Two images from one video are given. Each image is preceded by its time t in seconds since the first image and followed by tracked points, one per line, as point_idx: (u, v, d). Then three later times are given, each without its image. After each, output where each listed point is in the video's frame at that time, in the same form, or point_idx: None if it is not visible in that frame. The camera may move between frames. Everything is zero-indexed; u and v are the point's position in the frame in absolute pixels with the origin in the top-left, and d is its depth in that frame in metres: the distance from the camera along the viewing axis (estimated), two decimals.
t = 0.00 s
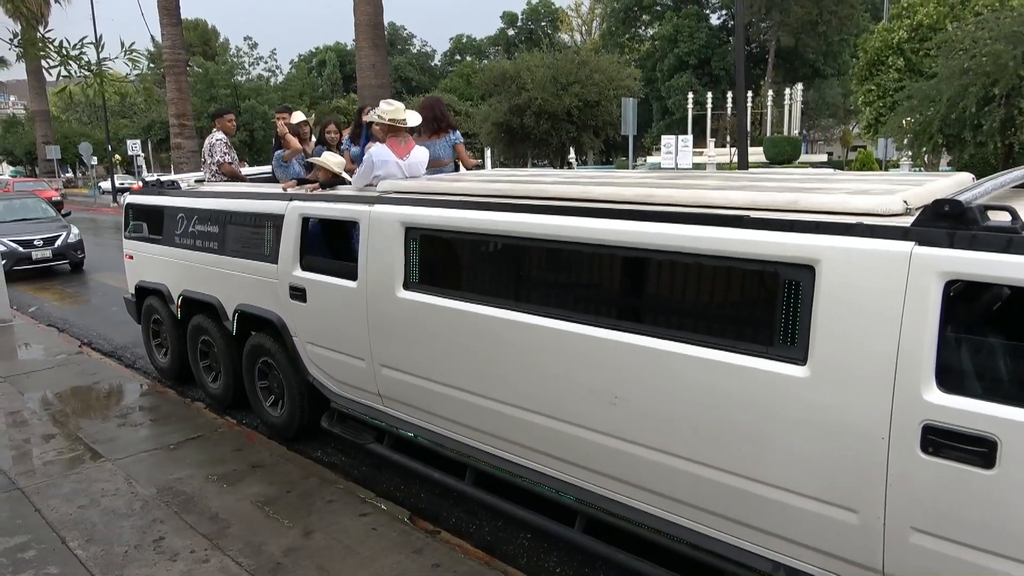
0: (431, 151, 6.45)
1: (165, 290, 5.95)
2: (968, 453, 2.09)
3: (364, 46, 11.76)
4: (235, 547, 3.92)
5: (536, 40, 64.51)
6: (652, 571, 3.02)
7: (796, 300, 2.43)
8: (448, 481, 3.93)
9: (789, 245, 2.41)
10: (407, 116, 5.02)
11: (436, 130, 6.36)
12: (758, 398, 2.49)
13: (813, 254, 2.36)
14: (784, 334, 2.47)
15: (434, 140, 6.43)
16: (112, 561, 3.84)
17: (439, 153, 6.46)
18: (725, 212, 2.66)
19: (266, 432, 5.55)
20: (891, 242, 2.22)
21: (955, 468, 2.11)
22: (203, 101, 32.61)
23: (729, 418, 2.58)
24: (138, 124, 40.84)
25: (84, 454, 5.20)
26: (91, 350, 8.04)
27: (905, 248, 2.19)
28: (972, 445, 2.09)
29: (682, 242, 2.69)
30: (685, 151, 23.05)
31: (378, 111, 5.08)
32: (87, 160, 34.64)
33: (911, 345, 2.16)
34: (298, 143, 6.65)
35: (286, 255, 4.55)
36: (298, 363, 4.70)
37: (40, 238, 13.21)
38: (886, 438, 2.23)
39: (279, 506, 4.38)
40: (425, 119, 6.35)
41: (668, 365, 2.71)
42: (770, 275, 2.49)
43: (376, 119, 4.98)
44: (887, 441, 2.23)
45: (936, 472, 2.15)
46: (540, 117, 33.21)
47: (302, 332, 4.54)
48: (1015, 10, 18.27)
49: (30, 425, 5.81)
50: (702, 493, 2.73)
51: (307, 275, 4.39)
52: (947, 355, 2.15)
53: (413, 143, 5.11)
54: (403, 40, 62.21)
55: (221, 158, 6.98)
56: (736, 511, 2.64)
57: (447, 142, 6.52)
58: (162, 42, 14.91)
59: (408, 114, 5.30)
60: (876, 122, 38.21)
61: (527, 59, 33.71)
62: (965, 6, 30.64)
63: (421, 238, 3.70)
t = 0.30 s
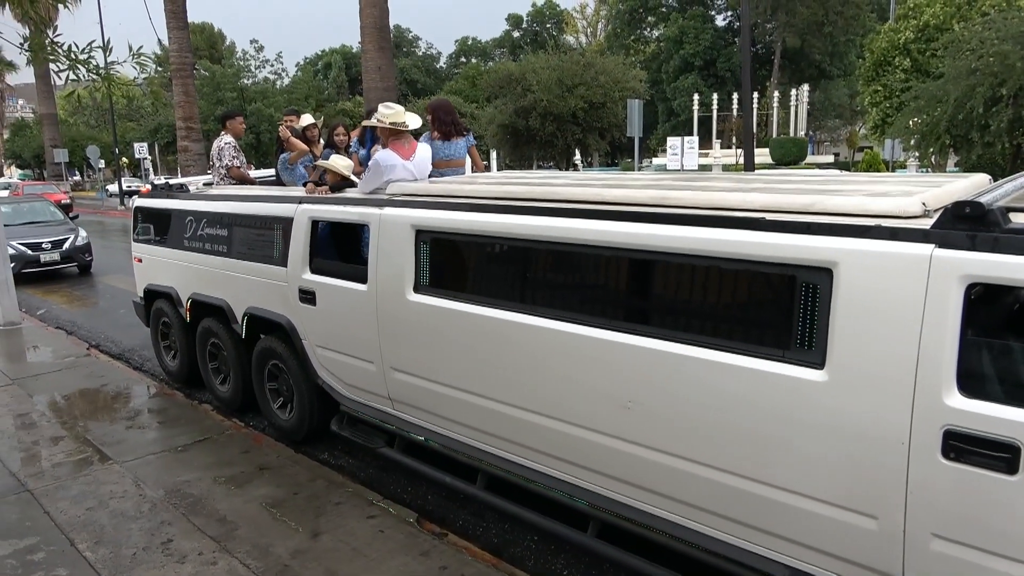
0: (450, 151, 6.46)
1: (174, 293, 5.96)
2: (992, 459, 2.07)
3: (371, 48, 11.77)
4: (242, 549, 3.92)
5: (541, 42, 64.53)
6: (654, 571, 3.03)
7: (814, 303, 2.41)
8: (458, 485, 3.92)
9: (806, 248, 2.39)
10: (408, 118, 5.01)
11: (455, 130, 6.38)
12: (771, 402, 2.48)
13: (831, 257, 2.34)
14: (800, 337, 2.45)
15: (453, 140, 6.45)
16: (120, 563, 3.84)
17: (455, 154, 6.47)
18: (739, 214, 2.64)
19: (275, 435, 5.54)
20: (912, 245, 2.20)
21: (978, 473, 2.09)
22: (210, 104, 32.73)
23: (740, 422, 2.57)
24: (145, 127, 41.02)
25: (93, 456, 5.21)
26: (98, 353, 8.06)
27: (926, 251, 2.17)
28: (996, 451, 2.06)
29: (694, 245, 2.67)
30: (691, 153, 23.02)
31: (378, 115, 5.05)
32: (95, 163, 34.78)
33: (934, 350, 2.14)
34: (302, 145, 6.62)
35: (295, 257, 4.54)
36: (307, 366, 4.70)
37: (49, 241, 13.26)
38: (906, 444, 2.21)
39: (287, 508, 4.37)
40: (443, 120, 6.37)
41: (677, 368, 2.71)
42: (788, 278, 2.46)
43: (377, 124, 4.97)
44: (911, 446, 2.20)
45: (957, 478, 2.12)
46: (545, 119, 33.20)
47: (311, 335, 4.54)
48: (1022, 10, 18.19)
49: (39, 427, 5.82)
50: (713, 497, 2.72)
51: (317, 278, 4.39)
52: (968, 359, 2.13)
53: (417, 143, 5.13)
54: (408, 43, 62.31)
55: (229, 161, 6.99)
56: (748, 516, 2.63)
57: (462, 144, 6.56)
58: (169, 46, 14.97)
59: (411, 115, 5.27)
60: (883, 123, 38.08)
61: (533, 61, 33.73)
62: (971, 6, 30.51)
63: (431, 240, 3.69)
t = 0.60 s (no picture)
0: (464, 155, 6.50)
1: (186, 296, 5.99)
2: (1021, 468, 2.05)
3: (379, 51, 11.79)
4: (251, 551, 3.93)
5: (549, 44, 64.59)
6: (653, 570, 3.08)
7: (838, 308, 2.39)
8: (471, 489, 3.93)
9: (826, 252, 2.38)
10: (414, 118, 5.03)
11: (470, 135, 6.43)
12: (787, 407, 2.48)
13: (855, 261, 2.32)
14: (821, 343, 2.44)
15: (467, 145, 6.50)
16: (129, 563, 3.86)
17: (468, 159, 6.51)
18: (757, 218, 2.64)
19: (286, 438, 5.56)
20: (939, 249, 2.18)
21: (1006, 482, 2.07)
22: (219, 107, 32.92)
23: (752, 426, 2.58)
24: (155, 129, 41.29)
25: (103, 457, 5.24)
26: (109, 355, 8.10)
27: (955, 255, 2.15)
28: None
29: (708, 249, 2.67)
30: (699, 155, 22.96)
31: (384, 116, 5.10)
32: (106, 166, 35.04)
33: (961, 355, 2.11)
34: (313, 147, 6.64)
35: (309, 260, 4.56)
36: (320, 370, 4.71)
37: (60, 243, 13.35)
38: (933, 451, 2.19)
39: (295, 510, 4.38)
40: (459, 125, 6.42)
41: (688, 372, 2.72)
42: (811, 283, 2.45)
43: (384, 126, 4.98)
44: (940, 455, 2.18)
45: (984, 486, 2.10)
46: (553, 122, 33.21)
47: (324, 338, 4.55)
48: None
49: (50, 428, 5.85)
50: (727, 502, 2.72)
51: (329, 282, 4.40)
52: (997, 366, 2.10)
53: (425, 142, 5.15)
54: (417, 46, 62.45)
55: (243, 165, 7.02)
56: (763, 521, 2.64)
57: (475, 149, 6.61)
58: (179, 49, 15.05)
59: (418, 116, 5.28)
60: (893, 125, 37.89)
61: (541, 64, 33.74)
62: (982, 8, 30.36)
63: (446, 244, 3.69)
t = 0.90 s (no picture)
0: (483, 157, 6.48)
1: (197, 297, 6.02)
2: None
3: (388, 54, 11.82)
4: (258, 552, 3.94)
5: (557, 47, 64.63)
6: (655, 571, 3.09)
7: (864, 313, 2.35)
8: (482, 493, 3.92)
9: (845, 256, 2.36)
10: (428, 119, 5.00)
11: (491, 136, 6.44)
12: (803, 412, 2.46)
13: (881, 266, 2.28)
14: (842, 347, 2.41)
15: (487, 146, 6.49)
16: (137, 564, 3.87)
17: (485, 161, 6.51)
18: (774, 222, 2.62)
19: (297, 440, 5.56)
20: (969, 254, 2.13)
21: None
22: (228, 109, 33.10)
23: (765, 431, 2.57)
24: (165, 131, 41.52)
25: (111, 458, 5.26)
26: (118, 355, 8.14)
27: (981, 260, 2.10)
28: None
29: (723, 253, 2.66)
30: (707, 158, 22.92)
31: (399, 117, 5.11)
32: (115, 168, 35.21)
33: (989, 361, 2.07)
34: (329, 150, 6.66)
35: (321, 263, 4.57)
36: (332, 372, 4.72)
37: (70, 244, 13.43)
38: (963, 461, 2.14)
39: (302, 512, 4.39)
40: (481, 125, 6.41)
41: (701, 376, 2.71)
42: (832, 287, 2.42)
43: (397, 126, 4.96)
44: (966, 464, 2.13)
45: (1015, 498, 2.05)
46: (561, 124, 33.21)
47: (337, 342, 4.55)
48: None
49: (59, 429, 5.88)
50: (739, 507, 2.71)
51: (342, 284, 4.41)
52: None
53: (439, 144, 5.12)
54: (425, 48, 62.57)
55: (256, 168, 7.04)
56: (776, 527, 2.62)
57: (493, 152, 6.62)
58: (189, 52, 15.13)
59: (432, 117, 5.26)
60: (902, 128, 37.74)
61: (549, 66, 33.76)
62: (993, 10, 30.23)
63: (460, 247, 3.69)
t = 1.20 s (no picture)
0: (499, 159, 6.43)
1: (206, 299, 6.03)
2: None
3: (395, 56, 11.85)
4: (262, 553, 3.94)
5: (564, 49, 64.61)
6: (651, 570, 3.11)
7: (892, 320, 2.31)
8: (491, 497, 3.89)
9: (859, 260, 2.35)
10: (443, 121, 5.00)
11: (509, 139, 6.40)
12: (820, 419, 2.44)
13: (909, 272, 2.25)
14: (864, 354, 2.37)
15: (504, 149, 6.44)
16: (142, 564, 3.88)
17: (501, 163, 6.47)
18: (786, 225, 2.61)
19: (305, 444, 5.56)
20: (1003, 260, 2.10)
21: None
22: (236, 111, 33.22)
23: (775, 436, 2.55)
24: (172, 132, 41.68)
25: (117, 458, 5.28)
26: (124, 356, 8.17)
27: (1001, 265, 2.09)
28: None
29: (734, 256, 2.65)
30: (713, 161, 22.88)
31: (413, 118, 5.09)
32: (124, 169, 35.35)
33: None
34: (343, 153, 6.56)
35: (332, 265, 4.58)
36: (343, 375, 4.72)
37: (78, 244, 13.49)
38: (994, 471, 2.09)
39: (307, 513, 4.39)
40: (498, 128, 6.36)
41: (709, 380, 2.71)
42: (848, 292, 2.40)
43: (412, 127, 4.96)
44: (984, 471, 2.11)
45: None
46: (567, 126, 33.23)
47: (348, 344, 4.56)
48: None
49: (65, 428, 5.90)
50: (749, 513, 2.69)
51: (353, 287, 4.41)
52: None
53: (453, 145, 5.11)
54: (433, 50, 62.66)
55: (269, 169, 7.04)
56: (786, 532, 2.60)
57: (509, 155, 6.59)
58: (197, 53, 15.18)
59: (449, 119, 5.25)
60: (910, 131, 37.60)
61: (556, 69, 33.77)
62: (1002, 13, 30.11)
63: (473, 249, 3.67)
